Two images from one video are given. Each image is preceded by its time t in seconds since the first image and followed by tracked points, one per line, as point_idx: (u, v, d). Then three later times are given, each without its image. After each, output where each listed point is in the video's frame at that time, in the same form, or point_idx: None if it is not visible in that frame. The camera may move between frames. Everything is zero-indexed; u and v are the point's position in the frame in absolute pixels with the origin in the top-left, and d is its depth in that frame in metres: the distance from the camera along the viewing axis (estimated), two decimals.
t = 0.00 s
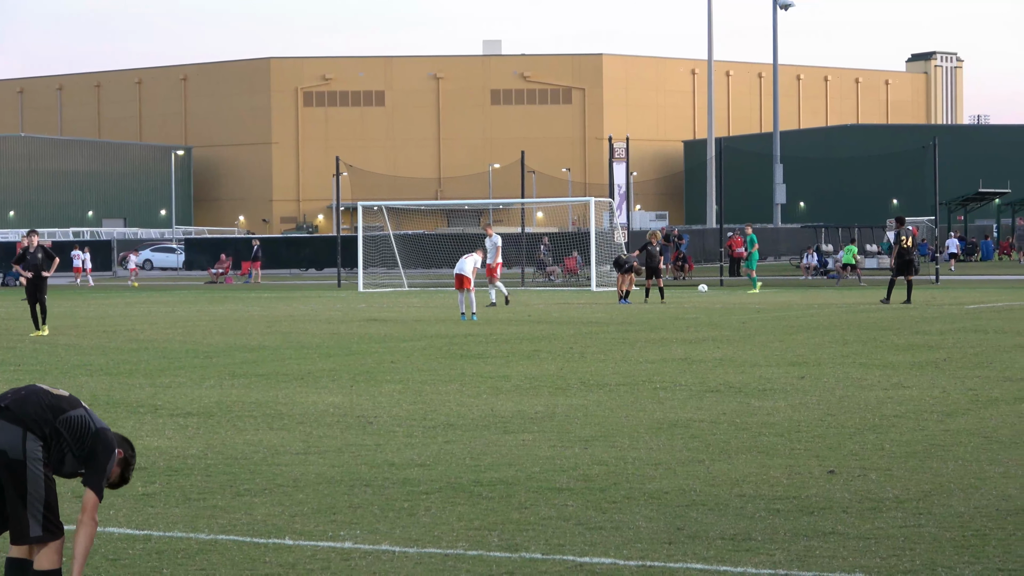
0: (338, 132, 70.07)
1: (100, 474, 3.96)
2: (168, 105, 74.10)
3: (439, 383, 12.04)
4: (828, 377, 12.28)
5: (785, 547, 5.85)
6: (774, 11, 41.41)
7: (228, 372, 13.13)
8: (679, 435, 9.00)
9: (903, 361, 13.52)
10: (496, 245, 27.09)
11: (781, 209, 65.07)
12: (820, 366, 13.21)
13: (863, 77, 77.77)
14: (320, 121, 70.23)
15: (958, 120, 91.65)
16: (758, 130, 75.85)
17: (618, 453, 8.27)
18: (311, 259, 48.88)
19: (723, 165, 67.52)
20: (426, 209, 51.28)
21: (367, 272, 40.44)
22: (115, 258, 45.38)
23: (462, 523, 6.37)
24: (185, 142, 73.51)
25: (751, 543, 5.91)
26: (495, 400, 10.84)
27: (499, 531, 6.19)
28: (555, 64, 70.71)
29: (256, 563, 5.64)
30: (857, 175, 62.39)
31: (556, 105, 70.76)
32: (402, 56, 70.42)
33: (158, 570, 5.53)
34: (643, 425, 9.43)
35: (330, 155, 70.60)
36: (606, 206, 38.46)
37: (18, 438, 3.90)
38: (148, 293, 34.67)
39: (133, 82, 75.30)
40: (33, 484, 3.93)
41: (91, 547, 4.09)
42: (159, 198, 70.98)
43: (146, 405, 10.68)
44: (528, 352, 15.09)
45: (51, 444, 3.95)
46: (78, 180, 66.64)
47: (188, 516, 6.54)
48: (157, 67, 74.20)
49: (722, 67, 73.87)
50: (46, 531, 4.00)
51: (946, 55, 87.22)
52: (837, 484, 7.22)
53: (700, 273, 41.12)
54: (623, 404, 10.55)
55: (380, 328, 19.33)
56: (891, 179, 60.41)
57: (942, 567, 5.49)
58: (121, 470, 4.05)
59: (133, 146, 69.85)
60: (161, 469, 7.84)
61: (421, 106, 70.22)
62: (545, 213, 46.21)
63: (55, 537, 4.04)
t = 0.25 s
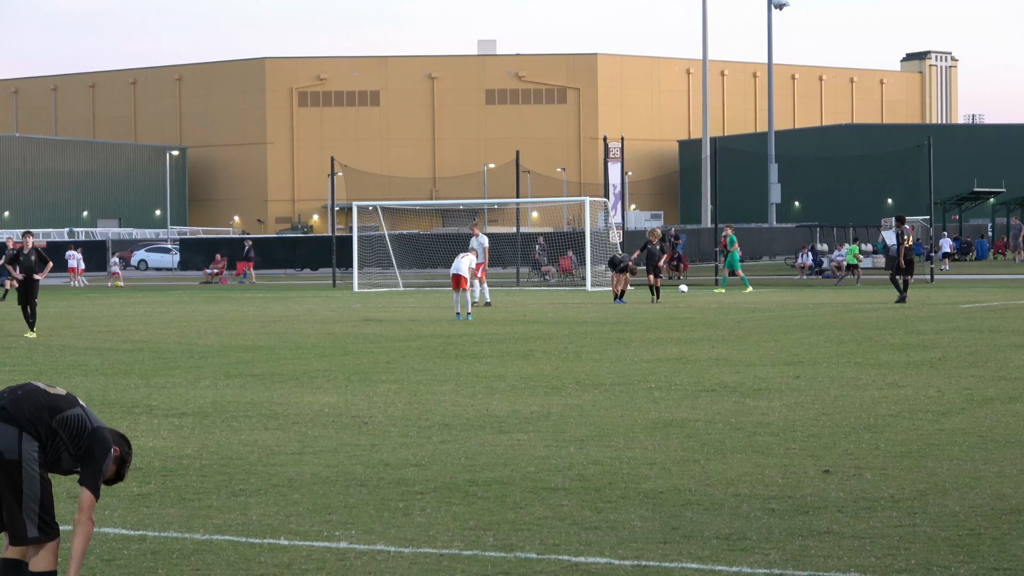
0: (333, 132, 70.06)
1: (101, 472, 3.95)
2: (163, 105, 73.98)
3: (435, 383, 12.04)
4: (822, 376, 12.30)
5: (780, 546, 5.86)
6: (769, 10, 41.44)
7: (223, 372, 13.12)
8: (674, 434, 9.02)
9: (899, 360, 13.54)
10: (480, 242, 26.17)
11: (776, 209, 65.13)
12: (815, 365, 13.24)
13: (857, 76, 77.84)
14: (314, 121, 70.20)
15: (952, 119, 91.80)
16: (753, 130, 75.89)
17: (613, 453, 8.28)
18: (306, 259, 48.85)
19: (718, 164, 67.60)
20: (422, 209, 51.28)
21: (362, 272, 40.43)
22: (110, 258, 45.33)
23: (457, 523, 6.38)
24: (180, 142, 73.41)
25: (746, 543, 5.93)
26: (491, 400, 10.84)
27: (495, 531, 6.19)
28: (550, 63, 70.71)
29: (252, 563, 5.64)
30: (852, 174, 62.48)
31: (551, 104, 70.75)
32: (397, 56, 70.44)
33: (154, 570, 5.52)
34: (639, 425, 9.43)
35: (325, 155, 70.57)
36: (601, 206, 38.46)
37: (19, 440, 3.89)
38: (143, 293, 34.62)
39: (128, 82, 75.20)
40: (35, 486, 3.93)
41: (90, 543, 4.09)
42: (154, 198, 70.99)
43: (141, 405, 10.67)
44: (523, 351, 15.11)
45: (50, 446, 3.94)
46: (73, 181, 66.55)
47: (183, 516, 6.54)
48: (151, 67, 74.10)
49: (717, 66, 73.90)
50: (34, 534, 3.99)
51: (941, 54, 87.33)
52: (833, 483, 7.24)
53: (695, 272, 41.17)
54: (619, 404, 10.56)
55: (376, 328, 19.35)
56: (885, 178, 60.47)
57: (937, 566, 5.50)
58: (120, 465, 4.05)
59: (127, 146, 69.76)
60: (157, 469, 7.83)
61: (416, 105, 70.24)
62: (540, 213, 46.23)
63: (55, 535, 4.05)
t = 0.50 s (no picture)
0: (328, 131, 69.98)
1: (95, 482, 3.90)
2: (159, 105, 73.91)
3: (430, 382, 12.05)
4: (818, 376, 12.30)
5: (776, 546, 5.86)
6: (765, 10, 41.45)
7: (218, 372, 13.10)
8: (669, 434, 9.03)
9: (894, 360, 13.55)
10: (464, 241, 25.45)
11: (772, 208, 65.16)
12: (811, 364, 13.24)
13: (853, 76, 77.88)
14: (310, 121, 70.14)
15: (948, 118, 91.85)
16: (748, 129, 75.92)
17: (609, 453, 8.28)
18: (302, 259, 48.83)
19: (714, 164, 67.64)
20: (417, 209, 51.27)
21: (358, 272, 40.40)
22: (105, 258, 45.28)
23: (453, 523, 6.38)
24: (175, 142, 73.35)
25: (742, 543, 5.93)
26: (486, 400, 10.84)
27: (490, 532, 6.19)
28: (546, 64, 70.68)
29: (247, 563, 5.64)
30: (848, 174, 62.54)
31: (547, 105, 70.75)
32: (392, 56, 70.38)
33: (148, 571, 5.51)
34: (634, 424, 9.44)
35: (320, 155, 70.50)
36: (597, 205, 38.46)
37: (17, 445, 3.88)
38: (138, 293, 34.56)
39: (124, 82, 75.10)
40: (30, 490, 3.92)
41: (87, 550, 4.04)
42: (149, 198, 70.99)
43: (137, 405, 10.66)
44: (519, 351, 15.11)
45: (47, 453, 3.91)
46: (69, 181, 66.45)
47: (178, 517, 6.54)
48: (147, 67, 74.02)
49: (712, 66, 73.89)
50: (36, 534, 3.98)
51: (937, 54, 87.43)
52: (828, 483, 7.25)
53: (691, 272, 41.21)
54: (615, 403, 10.55)
55: (371, 328, 19.34)
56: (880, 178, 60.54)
57: (931, 566, 5.51)
58: (117, 475, 3.98)
59: (123, 146, 69.67)
60: (152, 469, 7.82)
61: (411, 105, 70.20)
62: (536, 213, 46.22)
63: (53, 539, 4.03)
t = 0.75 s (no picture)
0: (325, 131, 69.92)
1: (95, 493, 3.86)
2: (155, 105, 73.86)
3: (427, 383, 12.05)
4: (814, 376, 12.32)
5: (772, 546, 5.87)
6: (761, 10, 41.50)
7: (214, 372, 13.09)
8: (665, 433, 9.04)
9: (891, 359, 13.56)
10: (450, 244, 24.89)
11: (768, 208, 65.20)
12: (807, 364, 13.26)
13: (849, 75, 77.96)
14: (306, 121, 70.07)
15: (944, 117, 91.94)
16: (745, 128, 75.99)
17: (605, 452, 8.29)
18: (298, 259, 48.81)
19: (710, 163, 67.68)
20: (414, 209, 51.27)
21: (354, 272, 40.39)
22: (101, 259, 45.21)
23: (449, 522, 6.38)
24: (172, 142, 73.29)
25: (738, 542, 5.93)
26: (483, 399, 10.82)
27: (486, 531, 6.19)
28: (542, 63, 70.76)
29: (243, 563, 5.64)
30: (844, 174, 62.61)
31: (543, 104, 70.84)
32: (388, 56, 70.33)
33: (145, 571, 5.51)
34: (630, 424, 9.45)
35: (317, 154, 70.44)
36: (593, 205, 38.47)
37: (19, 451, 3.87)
38: (134, 293, 34.47)
39: (120, 81, 74.98)
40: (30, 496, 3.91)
41: (87, 561, 4.00)
42: (146, 197, 70.93)
43: (133, 405, 10.66)
44: (515, 350, 15.12)
45: (47, 462, 3.90)
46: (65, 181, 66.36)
47: (175, 516, 6.53)
48: (143, 66, 73.91)
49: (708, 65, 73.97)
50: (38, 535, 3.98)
51: (934, 54, 87.73)
52: (825, 482, 7.26)
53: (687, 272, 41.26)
54: (611, 403, 10.55)
55: (368, 328, 19.34)
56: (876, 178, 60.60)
57: (929, 566, 5.51)
58: (117, 489, 3.94)
59: (119, 146, 69.59)
60: (149, 469, 7.82)
61: (408, 105, 70.17)
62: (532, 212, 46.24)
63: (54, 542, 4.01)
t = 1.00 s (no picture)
0: (322, 131, 69.91)
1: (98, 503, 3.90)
2: (152, 104, 73.79)
3: (424, 382, 12.05)
4: (812, 375, 12.33)
5: (770, 546, 5.87)
6: (759, 10, 41.51)
7: (212, 371, 13.08)
8: (663, 433, 9.04)
9: (888, 360, 13.58)
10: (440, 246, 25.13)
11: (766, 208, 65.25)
12: (804, 364, 13.26)
13: (847, 75, 78.01)
14: (303, 120, 70.04)
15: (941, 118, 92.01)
16: (742, 128, 76.02)
17: (602, 452, 8.29)
18: (295, 258, 48.80)
19: (707, 163, 67.72)
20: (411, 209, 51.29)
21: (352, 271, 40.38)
22: (98, 258, 45.20)
23: (447, 522, 6.38)
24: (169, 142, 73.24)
25: (735, 542, 5.93)
26: (480, 399, 10.83)
27: (484, 531, 6.19)
28: (540, 63, 70.79)
29: (241, 562, 5.63)
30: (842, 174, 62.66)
31: (541, 104, 70.87)
32: (386, 55, 70.31)
33: (142, 571, 5.50)
34: (627, 424, 9.45)
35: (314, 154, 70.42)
36: (591, 205, 38.45)
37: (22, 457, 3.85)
38: (131, 293, 34.44)
39: (117, 81, 74.90)
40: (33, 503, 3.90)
41: (83, 569, 4.02)
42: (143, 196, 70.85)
43: (130, 405, 10.65)
44: (513, 350, 15.13)
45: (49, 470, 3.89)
46: (62, 180, 66.26)
47: (172, 516, 6.52)
48: (141, 66, 73.84)
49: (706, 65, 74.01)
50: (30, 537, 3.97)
51: (932, 54, 87.87)
52: (822, 483, 7.26)
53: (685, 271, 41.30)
54: (609, 403, 10.54)
55: (365, 327, 19.35)
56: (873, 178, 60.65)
57: (925, 566, 5.52)
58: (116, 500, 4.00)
59: (116, 145, 69.51)
60: (146, 469, 7.81)
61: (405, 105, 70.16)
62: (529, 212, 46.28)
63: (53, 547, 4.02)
